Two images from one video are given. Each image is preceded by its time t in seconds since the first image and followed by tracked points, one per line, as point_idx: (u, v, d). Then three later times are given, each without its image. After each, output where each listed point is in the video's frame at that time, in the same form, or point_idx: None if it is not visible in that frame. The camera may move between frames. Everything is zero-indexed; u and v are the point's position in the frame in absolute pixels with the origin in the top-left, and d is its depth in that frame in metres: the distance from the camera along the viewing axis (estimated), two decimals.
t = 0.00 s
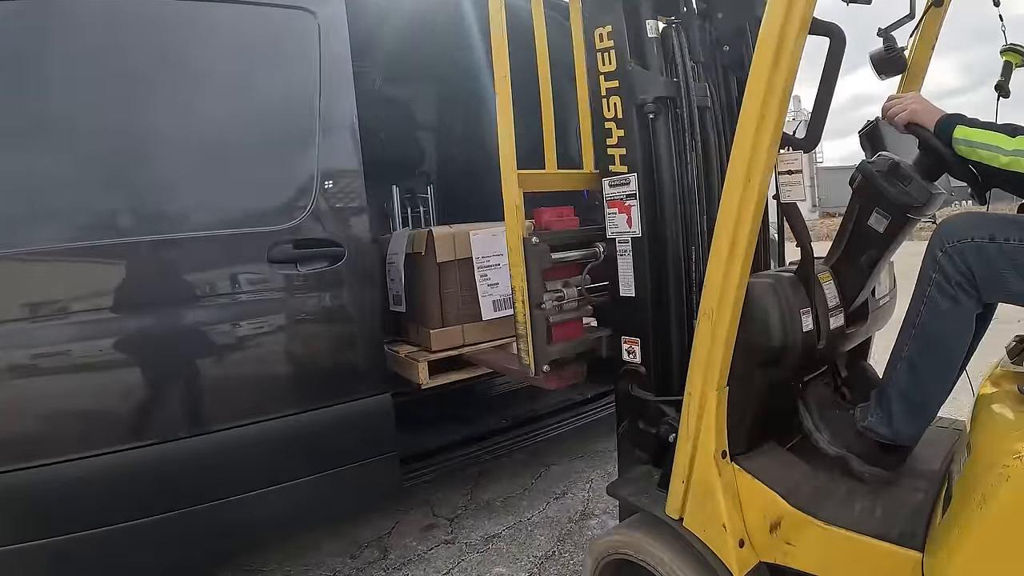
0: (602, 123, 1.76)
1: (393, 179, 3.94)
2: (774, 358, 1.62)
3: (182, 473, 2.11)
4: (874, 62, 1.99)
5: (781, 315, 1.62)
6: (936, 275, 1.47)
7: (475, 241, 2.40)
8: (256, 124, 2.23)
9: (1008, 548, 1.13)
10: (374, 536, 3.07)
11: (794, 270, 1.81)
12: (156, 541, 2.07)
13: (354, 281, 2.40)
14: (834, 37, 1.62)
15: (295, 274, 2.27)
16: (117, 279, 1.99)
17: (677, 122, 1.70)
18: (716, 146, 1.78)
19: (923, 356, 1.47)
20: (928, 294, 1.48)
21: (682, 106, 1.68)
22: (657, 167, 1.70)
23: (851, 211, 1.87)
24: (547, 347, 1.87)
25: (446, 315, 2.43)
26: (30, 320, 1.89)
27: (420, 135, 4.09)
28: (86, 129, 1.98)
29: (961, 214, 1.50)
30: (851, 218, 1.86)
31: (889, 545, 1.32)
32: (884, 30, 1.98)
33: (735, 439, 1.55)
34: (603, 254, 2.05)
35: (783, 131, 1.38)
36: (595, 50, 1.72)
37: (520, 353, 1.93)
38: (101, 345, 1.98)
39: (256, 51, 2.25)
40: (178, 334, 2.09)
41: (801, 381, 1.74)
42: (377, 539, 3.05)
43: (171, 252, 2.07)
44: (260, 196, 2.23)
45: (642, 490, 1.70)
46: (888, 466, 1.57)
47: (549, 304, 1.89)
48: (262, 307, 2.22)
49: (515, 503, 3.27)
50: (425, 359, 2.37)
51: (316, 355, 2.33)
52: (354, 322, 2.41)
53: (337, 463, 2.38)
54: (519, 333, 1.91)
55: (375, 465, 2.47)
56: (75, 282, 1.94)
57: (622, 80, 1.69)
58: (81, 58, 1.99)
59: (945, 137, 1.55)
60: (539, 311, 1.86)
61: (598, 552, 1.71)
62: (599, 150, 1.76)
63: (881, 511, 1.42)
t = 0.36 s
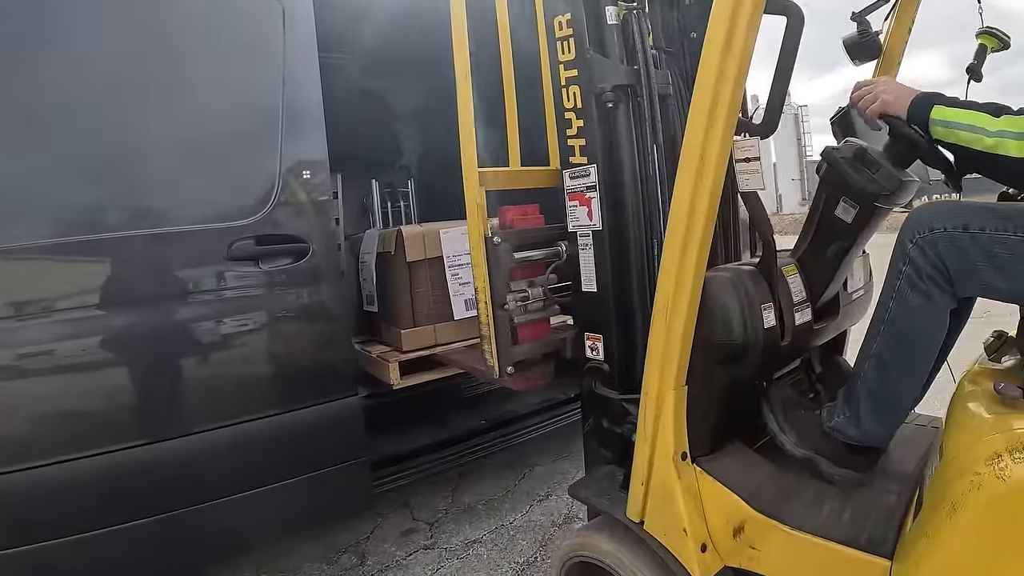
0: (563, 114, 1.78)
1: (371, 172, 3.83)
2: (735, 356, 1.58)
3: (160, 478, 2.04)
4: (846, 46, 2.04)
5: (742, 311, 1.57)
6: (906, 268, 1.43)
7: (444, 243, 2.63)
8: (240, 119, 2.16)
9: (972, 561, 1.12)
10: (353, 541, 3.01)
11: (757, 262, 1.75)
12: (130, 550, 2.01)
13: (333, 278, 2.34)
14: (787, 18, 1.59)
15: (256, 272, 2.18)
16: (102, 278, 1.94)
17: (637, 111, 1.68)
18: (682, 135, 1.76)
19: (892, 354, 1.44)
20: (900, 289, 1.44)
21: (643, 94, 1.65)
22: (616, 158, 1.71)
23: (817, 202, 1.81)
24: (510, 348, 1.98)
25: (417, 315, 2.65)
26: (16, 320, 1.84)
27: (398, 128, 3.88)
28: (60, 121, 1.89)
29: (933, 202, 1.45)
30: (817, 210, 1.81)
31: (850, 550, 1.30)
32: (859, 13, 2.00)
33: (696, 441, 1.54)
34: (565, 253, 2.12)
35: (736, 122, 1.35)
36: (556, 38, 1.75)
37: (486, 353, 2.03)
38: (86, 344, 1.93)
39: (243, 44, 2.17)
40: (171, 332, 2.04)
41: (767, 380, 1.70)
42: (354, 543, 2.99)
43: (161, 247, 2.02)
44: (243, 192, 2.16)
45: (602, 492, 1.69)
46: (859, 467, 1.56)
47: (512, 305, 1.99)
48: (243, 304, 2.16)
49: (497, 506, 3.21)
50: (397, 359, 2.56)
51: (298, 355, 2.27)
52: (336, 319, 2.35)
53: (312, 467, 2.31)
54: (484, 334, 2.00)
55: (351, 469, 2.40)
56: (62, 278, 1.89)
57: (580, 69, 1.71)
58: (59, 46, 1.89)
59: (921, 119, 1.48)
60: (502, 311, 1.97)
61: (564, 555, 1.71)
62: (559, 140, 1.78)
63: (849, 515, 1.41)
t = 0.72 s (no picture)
0: (541, 113, 1.77)
1: (365, 169, 3.98)
2: (706, 355, 1.59)
3: (155, 480, 2.04)
4: (827, 43, 2.06)
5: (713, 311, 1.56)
6: (875, 268, 1.44)
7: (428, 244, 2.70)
8: (233, 115, 2.15)
9: (937, 563, 1.13)
10: (347, 546, 3.02)
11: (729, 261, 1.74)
12: (122, 556, 2.00)
13: (329, 276, 2.34)
14: (759, 17, 1.62)
15: (245, 271, 2.17)
16: (95, 276, 1.93)
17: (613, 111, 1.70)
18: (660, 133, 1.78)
19: (862, 354, 1.45)
20: (869, 289, 1.45)
21: (619, 94, 1.67)
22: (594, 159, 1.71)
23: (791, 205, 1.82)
24: (489, 349, 1.98)
25: (402, 316, 2.70)
26: (9, 320, 1.83)
27: (393, 124, 4.01)
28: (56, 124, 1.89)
29: (903, 202, 1.46)
30: (791, 208, 1.81)
31: (819, 549, 1.32)
32: (840, 10, 2.03)
33: (669, 439, 1.55)
34: (546, 256, 2.12)
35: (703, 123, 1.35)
36: (533, 38, 1.73)
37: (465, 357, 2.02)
38: (79, 345, 1.92)
39: (233, 39, 2.15)
40: (164, 331, 2.04)
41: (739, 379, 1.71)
42: (348, 549, 3.00)
43: (153, 246, 2.01)
44: (238, 189, 2.16)
45: (581, 489, 1.71)
46: (833, 466, 1.57)
47: (492, 307, 1.99)
48: (235, 303, 2.15)
49: (495, 508, 3.22)
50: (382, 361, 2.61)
51: (294, 356, 2.28)
52: (332, 319, 2.36)
53: (309, 471, 2.31)
54: (463, 336, 2.00)
55: (350, 473, 2.41)
56: (55, 278, 1.88)
57: (557, 69, 1.70)
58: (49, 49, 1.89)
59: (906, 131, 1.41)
60: (481, 313, 1.97)
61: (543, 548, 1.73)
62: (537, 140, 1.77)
63: (821, 514, 1.42)
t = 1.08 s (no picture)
0: (527, 115, 1.81)
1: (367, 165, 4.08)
2: (686, 350, 1.58)
3: (155, 476, 2.08)
4: (810, 44, 2.10)
5: (693, 306, 1.56)
6: (849, 264, 1.47)
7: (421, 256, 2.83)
8: (234, 111, 2.19)
9: (909, 549, 1.17)
10: (346, 547, 3.06)
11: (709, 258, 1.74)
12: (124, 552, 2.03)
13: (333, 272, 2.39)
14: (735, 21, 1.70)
15: (246, 267, 2.21)
16: (94, 273, 1.96)
17: (596, 113, 1.71)
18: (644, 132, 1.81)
19: (836, 349, 1.49)
20: (843, 284, 1.49)
21: (601, 95, 1.69)
22: (579, 159, 1.75)
23: (769, 201, 1.84)
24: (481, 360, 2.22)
25: (399, 325, 2.80)
26: (9, 316, 1.86)
27: (394, 121, 4.09)
28: (63, 120, 1.92)
29: (872, 200, 1.50)
30: (768, 209, 1.83)
31: (793, 536, 1.36)
32: (823, 11, 2.08)
33: (652, 431, 1.59)
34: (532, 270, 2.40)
35: (679, 123, 1.38)
36: (518, 43, 1.78)
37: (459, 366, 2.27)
38: (78, 342, 1.95)
39: (233, 37, 2.19)
40: (163, 328, 2.07)
41: (719, 373, 1.72)
42: (347, 549, 3.03)
43: (151, 242, 2.04)
44: (238, 185, 2.20)
45: (567, 479, 1.75)
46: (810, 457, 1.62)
47: (483, 320, 2.23)
48: (235, 300, 2.19)
49: (495, 508, 3.26)
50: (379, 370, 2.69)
51: (296, 354, 2.32)
52: (335, 317, 2.40)
53: (310, 471, 2.34)
54: (457, 349, 2.24)
55: (350, 473, 2.44)
56: (54, 276, 1.91)
57: (542, 72, 1.74)
58: (52, 47, 1.92)
59: (875, 125, 1.43)
60: (472, 326, 2.20)
61: (533, 537, 1.79)
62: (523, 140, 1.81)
63: (801, 504, 1.46)
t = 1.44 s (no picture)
0: (531, 116, 1.80)
1: (369, 164, 4.05)
2: (698, 351, 1.56)
3: (158, 475, 2.07)
4: (821, 44, 2.08)
5: (705, 306, 1.55)
6: (864, 260, 1.47)
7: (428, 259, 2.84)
8: (238, 109, 2.18)
9: (923, 552, 1.17)
10: (349, 544, 3.06)
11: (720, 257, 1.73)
12: (125, 551, 2.02)
13: (337, 271, 2.39)
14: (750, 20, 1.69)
15: (251, 266, 2.21)
16: (94, 270, 1.95)
17: (601, 114, 1.71)
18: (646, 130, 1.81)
19: (853, 347, 1.48)
20: (858, 281, 1.47)
21: (605, 96, 1.68)
22: (583, 161, 1.75)
23: (782, 203, 1.85)
24: (488, 375, 2.23)
25: (404, 328, 2.82)
26: (9, 314, 1.85)
27: (397, 118, 4.09)
28: (66, 115, 1.92)
29: (887, 198, 1.49)
30: (780, 211, 1.84)
31: (805, 538, 1.35)
32: (834, 12, 2.07)
33: (662, 432, 1.58)
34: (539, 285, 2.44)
35: (694, 122, 1.37)
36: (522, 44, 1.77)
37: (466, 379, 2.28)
38: (79, 340, 1.94)
39: (237, 35, 2.19)
40: (164, 327, 2.06)
41: (731, 373, 1.71)
42: (350, 546, 3.03)
43: (151, 240, 2.04)
44: (241, 182, 2.19)
45: (575, 479, 1.74)
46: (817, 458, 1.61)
47: (490, 335, 2.26)
48: (237, 299, 2.19)
49: (498, 507, 3.26)
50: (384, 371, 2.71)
51: (299, 351, 2.31)
52: (340, 315, 2.40)
53: (313, 469, 2.34)
54: (464, 364, 2.25)
55: (353, 471, 2.43)
56: (55, 273, 1.90)
57: (546, 73, 1.74)
58: (54, 43, 1.91)
59: (890, 130, 1.42)
60: (478, 340, 2.22)
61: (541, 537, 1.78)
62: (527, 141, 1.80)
63: (811, 507, 1.45)
